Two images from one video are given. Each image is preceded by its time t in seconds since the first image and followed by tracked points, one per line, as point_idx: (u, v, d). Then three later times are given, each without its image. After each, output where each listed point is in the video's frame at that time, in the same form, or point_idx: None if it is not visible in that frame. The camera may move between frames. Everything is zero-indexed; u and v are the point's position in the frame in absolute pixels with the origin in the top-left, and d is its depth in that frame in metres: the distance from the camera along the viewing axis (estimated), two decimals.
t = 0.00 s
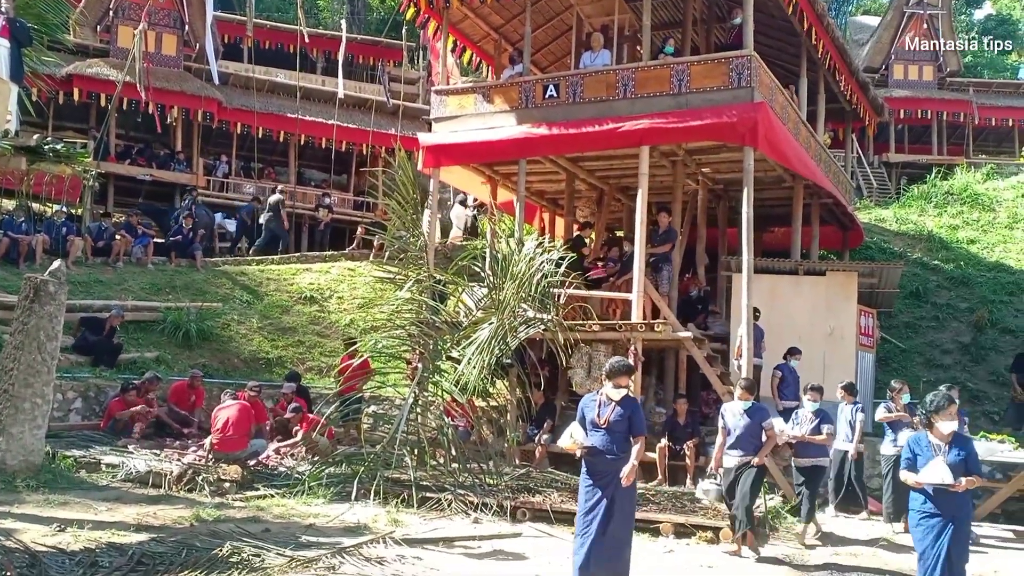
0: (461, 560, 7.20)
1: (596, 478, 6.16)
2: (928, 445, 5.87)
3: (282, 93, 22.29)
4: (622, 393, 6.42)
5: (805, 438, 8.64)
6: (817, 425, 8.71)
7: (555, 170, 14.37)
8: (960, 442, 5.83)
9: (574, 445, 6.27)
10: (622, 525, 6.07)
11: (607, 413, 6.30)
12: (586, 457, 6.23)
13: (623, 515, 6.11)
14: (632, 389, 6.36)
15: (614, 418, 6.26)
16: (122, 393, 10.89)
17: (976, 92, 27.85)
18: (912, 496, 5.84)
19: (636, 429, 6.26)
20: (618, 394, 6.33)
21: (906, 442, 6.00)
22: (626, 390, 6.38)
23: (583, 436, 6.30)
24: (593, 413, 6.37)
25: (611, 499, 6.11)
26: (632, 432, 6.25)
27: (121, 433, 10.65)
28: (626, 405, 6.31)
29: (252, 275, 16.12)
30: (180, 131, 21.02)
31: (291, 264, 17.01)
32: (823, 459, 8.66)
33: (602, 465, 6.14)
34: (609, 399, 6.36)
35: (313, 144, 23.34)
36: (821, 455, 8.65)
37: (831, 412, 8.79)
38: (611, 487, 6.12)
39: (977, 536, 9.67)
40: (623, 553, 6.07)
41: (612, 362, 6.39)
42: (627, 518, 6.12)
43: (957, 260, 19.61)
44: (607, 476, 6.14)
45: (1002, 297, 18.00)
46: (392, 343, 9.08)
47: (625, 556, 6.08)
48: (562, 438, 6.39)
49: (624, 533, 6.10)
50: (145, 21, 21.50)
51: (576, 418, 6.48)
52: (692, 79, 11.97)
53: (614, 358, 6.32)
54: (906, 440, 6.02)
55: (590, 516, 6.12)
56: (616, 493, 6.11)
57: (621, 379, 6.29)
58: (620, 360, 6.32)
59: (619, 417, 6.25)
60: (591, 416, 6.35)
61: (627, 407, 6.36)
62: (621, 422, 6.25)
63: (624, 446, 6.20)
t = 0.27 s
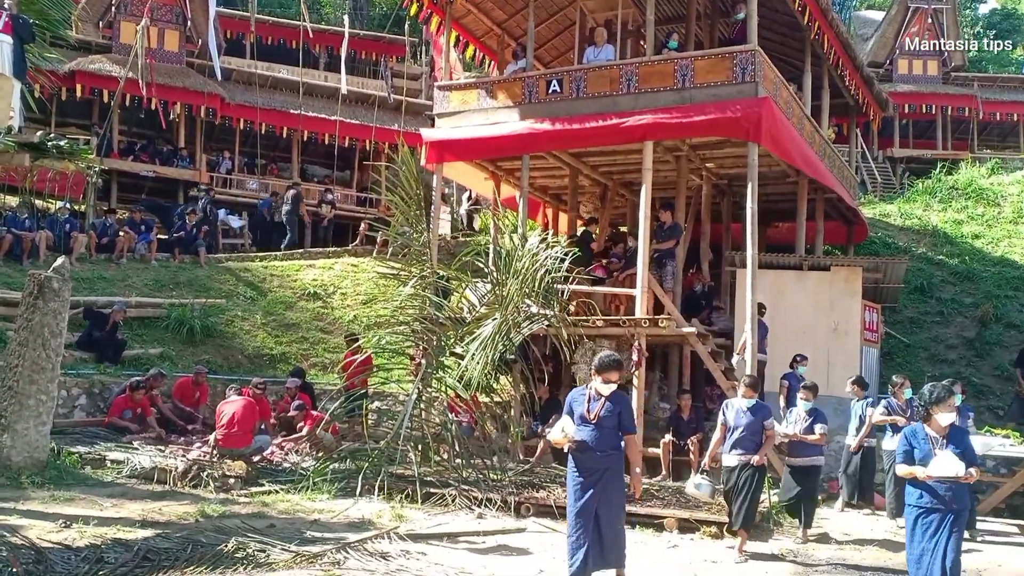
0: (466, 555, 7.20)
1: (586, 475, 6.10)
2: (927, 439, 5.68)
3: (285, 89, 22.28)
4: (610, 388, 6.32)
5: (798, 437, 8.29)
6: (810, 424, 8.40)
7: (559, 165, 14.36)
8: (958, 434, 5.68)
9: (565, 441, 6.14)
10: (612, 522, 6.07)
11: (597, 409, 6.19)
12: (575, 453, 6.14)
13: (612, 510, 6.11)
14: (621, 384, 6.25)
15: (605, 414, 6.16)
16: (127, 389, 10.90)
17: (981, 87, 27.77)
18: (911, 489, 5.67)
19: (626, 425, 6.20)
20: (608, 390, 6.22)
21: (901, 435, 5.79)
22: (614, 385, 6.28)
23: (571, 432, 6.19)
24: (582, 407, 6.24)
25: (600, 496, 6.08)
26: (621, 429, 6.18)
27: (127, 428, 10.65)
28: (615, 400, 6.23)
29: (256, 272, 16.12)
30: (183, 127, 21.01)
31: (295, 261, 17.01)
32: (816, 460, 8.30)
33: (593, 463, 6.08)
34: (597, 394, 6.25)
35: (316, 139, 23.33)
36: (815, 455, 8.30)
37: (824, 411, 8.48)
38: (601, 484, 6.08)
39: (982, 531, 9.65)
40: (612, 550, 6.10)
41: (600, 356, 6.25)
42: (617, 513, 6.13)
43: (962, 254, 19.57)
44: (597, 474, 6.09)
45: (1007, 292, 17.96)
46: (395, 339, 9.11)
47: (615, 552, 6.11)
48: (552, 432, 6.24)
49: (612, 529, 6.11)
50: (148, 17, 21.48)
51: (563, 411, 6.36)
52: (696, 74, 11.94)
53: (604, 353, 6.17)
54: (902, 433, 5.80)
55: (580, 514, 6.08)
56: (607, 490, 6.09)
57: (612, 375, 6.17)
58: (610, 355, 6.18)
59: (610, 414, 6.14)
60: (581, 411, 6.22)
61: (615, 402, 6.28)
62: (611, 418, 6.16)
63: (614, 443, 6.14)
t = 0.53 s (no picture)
0: (470, 551, 7.22)
1: (578, 471, 6.13)
2: (928, 439, 5.69)
3: (288, 86, 22.32)
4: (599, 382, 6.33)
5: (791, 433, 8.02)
6: (805, 420, 8.07)
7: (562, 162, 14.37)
8: (960, 433, 5.67)
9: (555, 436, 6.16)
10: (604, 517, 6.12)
11: (587, 405, 6.20)
12: (565, 448, 6.18)
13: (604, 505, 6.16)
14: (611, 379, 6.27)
15: (595, 410, 6.18)
16: (132, 385, 10.95)
17: (985, 83, 27.73)
18: (911, 490, 5.68)
19: (617, 420, 6.23)
20: (596, 386, 6.24)
21: (904, 434, 5.80)
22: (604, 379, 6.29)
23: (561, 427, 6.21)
24: (573, 403, 6.25)
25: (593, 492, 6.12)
26: (612, 424, 6.22)
27: (131, 425, 10.69)
28: (605, 396, 6.24)
29: (259, 269, 16.15)
30: (187, 124, 21.05)
31: (299, 257, 17.04)
32: (809, 458, 8.02)
33: (584, 459, 6.12)
34: (587, 390, 6.25)
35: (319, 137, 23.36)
36: (808, 453, 8.02)
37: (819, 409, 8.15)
38: (593, 480, 6.12)
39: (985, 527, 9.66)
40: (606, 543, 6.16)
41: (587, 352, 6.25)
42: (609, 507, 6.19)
43: (966, 251, 19.56)
44: (588, 469, 6.12)
45: (1010, 289, 17.94)
46: (399, 336, 9.11)
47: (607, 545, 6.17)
48: (541, 425, 6.26)
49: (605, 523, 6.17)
50: (151, 15, 21.51)
51: (553, 406, 6.36)
52: (699, 71, 11.94)
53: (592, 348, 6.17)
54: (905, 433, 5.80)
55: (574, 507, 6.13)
56: (599, 486, 6.13)
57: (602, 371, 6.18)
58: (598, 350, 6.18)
59: (600, 410, 6.17)
60: (571, 407, 6.23)
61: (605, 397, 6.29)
62: (602, 414, 6.18)
63: (605, 438, 6.18)
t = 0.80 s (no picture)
0: (473, 546, 7.22)
1: (568, 469, 6.08)
2: (929, 431, 5.69)
3: (291, 81, 22.32)
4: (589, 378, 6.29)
5: (783, 430, 7.71)
6: (793, 416, 7.79)
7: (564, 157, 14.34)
8: (965, 427, 5.64)
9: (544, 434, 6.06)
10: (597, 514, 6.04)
11: (576, 402, 6.16)
12: (555, 446, 6.13)
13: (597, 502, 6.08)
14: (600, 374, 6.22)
15: (585, 406, 6.14)
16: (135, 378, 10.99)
17: (989, 78, 27.66)
18: (912, 483, 5.65)
19: (608, 416, 6.17)
20: (585, 381, 6.19)
21: (905, 427, 5.82)
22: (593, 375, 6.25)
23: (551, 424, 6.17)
24: (562, 400, 6.22)
25: (584, 489, 6.05)
26: (603, 420, 6.16)
27: (134, 419, 10.72)
28: (595, 392, 6.19)
29: (262, 264, 16.15)
30: (190, 119, 21.05)
31: (302, 252, 17.05)
32: (798, 454, 7.75)
33: (575, 456, 6.07)
34: (576, 387, 6.21)
35: (322, 132, 23.35)
36: (797, 449, 7.75)
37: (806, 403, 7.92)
38: (584, 477, 6.06)
39: (988, 523, 9.66)
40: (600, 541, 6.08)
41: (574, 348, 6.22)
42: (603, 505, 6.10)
43: (969, 246, 19.53)
44: (579, 466, 6.07)
45: (1014, 284, 17.92)
46: (402, 331, 9.18)
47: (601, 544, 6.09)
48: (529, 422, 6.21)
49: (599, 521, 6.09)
50: (153, 10, 21.50)
51: (544, 403, 6.33)
52: (702, 66, 11.92)
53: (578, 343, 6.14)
54: (905, 426, 5.81)
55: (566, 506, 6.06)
56: (591, 484, 6.05)
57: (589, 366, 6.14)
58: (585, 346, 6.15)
59: (589, 407, 6.12)
60: (560, 404, 6.20)
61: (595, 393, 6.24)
62: (591, 409, 6.14)
63: (596, 434, 6.12)
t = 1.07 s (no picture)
0: (473, 541, 7.22)
1: (555, 466, 5.75)
2: (919, 431, 5.65)
3: (291, 75, 22.30)
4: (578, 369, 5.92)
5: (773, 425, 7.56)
6: (783, 411, 7.61)
7: (565, 152, 14.32)
8: (957, 426, 5.58)
9: (523, 431, 5.68)
10: (584, 514, 5.66)
11: (562, 395, 5.82)
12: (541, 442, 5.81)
13: (587, 501, 5.70)
14: (587, 365, 5.85)
15: (571, 400, 5.77)
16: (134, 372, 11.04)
17: (990, 72, 27.60)
18: (904, 484, 5.62)
19: (597, 409, 5.76)
20: (572, 372, 5.82)
21: (897, 427, 5.79)
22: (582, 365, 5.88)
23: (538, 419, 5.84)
24: (550, 393, 5.89)
25: (571, 486, 5.70)
26: (591, 413, 5.77)
27: (134, 412, 10.74)
28: (582, 383, 5.82)
29: (263, 258, 16.15)
30: (190, 113, 21.03)
31: (302, 247, 17.03)
32: (787, 448, 7.67)
33: (560, 453, 5.72)
34: (563, 379, 5.86)
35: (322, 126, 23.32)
36: (786, 444, 7.64)
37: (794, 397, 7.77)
38: (571, 474, 5.70)
39: (988, 518, 9.66)
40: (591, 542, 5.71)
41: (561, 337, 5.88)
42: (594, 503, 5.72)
43: (970, 241, 19.51)
44: (565, 463, 5.72)
45: (1015, 279, 17.90)
46: (403, 325, 9.17)
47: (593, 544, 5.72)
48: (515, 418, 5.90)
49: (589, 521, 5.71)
50: (153, 3, 21.44)
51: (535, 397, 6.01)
52: (703, 60, 11.89)
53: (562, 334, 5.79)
54: (897, 426, 5.78)
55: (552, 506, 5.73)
56: (578, 482, 5.69)
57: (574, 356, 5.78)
58: (569, 335, 5.79)
59: (573, 400, 5.75)
60: (548, 398, 5.89)
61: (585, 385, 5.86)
62: (577, 403, 5.76)
63: (584, 429, 5.76)
